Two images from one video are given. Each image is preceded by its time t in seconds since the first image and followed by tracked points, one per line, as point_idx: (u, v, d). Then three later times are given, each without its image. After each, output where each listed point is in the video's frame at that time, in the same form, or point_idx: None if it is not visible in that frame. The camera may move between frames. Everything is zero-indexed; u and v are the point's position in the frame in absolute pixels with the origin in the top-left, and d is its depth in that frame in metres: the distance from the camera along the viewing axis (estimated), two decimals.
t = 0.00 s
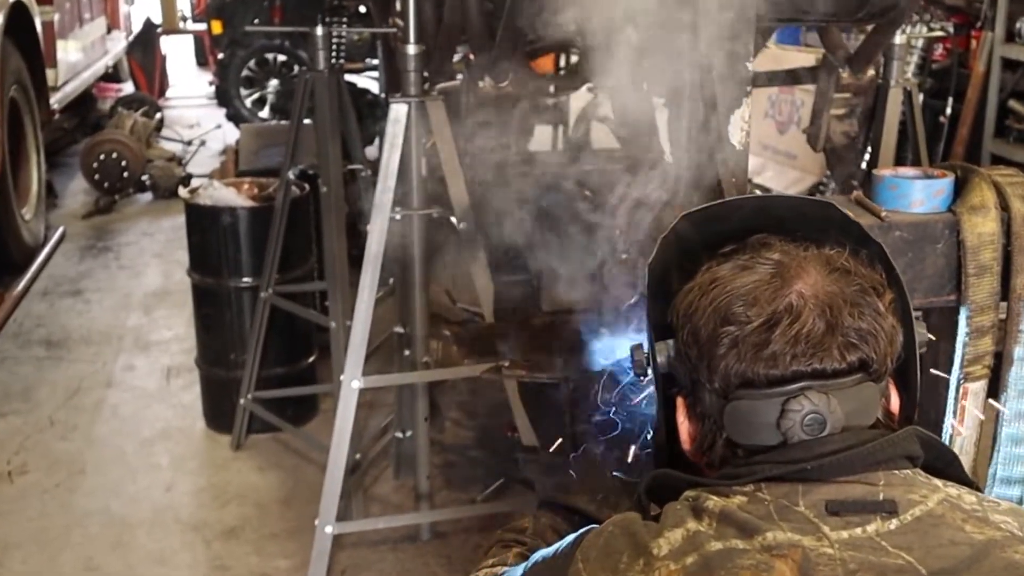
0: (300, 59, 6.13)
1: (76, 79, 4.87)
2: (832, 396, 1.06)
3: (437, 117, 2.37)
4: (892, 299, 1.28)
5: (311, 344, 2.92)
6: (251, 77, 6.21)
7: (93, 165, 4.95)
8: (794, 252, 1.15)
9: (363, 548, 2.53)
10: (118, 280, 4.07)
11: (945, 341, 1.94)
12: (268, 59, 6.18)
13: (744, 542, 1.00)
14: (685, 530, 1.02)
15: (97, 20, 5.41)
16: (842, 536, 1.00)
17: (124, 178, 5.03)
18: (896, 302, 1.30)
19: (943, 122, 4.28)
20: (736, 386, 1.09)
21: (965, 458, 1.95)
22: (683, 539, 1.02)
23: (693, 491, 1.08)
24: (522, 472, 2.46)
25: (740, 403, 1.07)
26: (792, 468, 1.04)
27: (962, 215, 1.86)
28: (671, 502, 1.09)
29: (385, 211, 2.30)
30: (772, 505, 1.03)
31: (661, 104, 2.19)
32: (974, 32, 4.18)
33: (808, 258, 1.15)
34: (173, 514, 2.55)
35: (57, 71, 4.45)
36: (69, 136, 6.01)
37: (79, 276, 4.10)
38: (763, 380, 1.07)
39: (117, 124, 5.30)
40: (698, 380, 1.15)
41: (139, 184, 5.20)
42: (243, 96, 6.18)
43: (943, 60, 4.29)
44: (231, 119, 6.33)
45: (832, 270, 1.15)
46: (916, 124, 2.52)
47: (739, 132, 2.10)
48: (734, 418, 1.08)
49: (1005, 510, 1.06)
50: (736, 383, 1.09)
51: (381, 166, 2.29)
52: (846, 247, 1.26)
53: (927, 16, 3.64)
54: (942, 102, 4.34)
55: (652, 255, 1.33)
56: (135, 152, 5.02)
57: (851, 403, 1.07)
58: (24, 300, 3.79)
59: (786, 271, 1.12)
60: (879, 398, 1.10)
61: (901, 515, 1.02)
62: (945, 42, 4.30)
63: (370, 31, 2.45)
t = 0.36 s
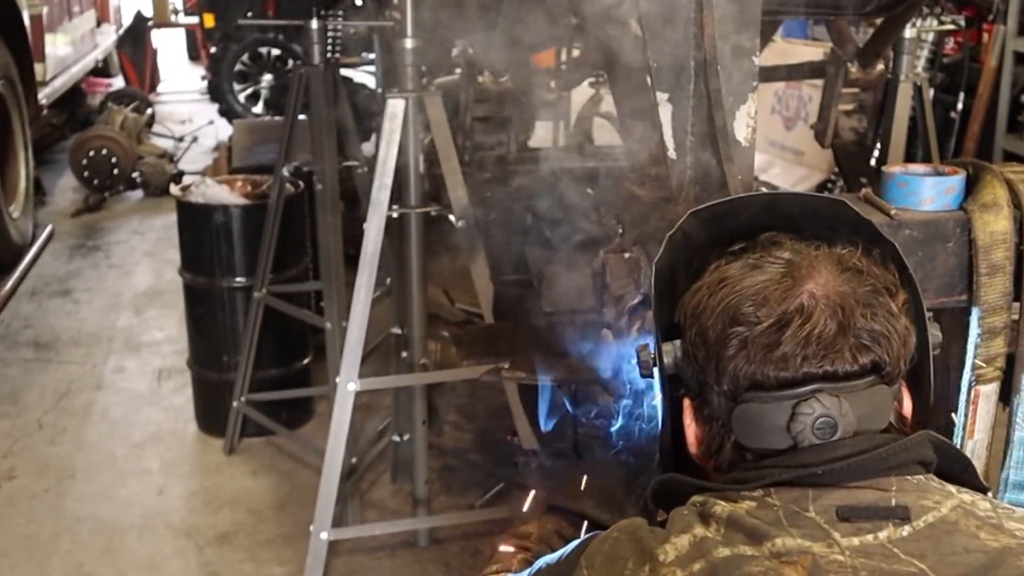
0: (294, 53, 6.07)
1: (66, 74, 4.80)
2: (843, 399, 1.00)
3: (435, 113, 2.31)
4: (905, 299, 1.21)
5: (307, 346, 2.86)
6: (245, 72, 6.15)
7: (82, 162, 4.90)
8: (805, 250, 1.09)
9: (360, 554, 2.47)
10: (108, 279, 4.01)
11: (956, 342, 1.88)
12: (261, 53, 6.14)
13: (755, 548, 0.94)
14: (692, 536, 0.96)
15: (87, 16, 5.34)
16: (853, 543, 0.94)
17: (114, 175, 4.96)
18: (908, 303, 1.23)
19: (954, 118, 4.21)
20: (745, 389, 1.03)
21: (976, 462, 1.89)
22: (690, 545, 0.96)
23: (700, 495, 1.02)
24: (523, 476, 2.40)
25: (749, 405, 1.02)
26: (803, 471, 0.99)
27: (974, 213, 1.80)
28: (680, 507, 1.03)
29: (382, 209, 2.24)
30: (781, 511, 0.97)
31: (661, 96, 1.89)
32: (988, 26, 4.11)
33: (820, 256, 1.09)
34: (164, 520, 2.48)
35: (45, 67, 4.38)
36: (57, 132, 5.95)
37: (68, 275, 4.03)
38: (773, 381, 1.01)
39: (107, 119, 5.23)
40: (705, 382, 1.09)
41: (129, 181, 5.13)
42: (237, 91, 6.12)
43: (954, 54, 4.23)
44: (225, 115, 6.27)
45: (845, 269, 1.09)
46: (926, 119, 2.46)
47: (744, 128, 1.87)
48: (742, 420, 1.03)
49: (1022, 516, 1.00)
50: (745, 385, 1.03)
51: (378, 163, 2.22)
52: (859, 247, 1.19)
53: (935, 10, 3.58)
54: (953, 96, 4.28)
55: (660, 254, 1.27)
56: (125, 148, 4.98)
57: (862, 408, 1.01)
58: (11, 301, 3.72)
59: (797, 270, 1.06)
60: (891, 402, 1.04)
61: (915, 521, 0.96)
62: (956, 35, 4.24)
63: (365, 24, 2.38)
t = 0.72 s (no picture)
0: (295, 54, 6.07)
1: (65, 73, 4.79)
2: (846, 397, 1.00)
3: (435, 113, 2.31)
4: (908, 298, 1.21)
5: (307, 345, 2.86)
6: (246, 72, 6.15)
7: (83, 162, 4.89)
8: (808, 249, 1.09)
9: (360, 554, 2.47)
10: (109, 279, 4.01)
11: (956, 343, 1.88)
12: (262, 54, 6.13)
13: (755, 544, 0.95)
14: (693, 533, 0.97)
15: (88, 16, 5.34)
16: (854, 541, 0.95)
17: (115, 176, 4.96)
18: (912, 302, 1.24)
19: (953, 117, 4.21)
20: (747, 387, 1.03)
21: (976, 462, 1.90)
22: (691, 541, 0.97)
23: (701, 492, 1.03)
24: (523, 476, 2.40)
25: (751, 402, 1.02)
26: (804, 470, 0.98)
27: (972, 213, 1.80)
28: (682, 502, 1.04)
29: (382, 210, 2.24)
30: (782, 508, 0.97)
31: (660, 97, 1.76)
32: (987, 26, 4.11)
33: (823, 254, 1.09)
34: (165, 519, 2.49)
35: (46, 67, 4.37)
36: (59, 132, 5.95)
37: (68, 275, 4.04)
38: (776, 379, 1.01)
39: (107, 120, 5.23)
40: (708, 380, 1.09)
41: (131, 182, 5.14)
42: (237, 91, 6.13)
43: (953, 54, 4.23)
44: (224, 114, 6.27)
45: (848, 268, 1.09)
46: (925, 119, 2.46)
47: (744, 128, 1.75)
48: (744, 418, 1.02)
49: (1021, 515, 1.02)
50: (747, 383, 1.03)
51: (378, 162, 2.23)
52: (862, 246, 1.20)
53: (935, 11, 3.58)
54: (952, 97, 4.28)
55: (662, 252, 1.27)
56: (127, 149, 4.97)
57: (864, 407, 1.01)
58: (11, 301, 3.72)
59: (800, 269, 1.06)
60: (894, 401, 1.04)
61: (916, 520, 0.97)
62: (956, 36, 4.24)
63: (366, 24, 2.39)
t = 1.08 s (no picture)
0: (303, 61, 6.14)
1: (82, 81, 4.90)
2: (841, 395, 1.05)
3: (438, 119, 2.39)
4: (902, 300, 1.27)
5: (313, 344, 2.94)
6: (254, 79, 6.25)
7: (97, 167, 4.98)
8: (807, 250, 1.14)
9: (365, 546, 2.55)
10: (122, 280, 4.10)
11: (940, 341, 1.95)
12: (270, 61, 6.20)
13: (752, 539, 0.99)
14: (692, 527, 1.01)
15: (101, 22, 5.44)
16: (848, 535, 0.98)
17: (128, 180, 5.04)
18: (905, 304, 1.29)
19: (939, 123, 4.30)
20: (746, 384, 1.08)
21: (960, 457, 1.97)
22: (690, 535, 1.01)
23: (700, 488, 1.08)
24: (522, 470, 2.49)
25: (750, 398, 1.07)
26: (800, 466, 1.03)
27: (958, 215, 1.88)
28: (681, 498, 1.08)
29: (386, 212, 2.33)
30: (778, 503, 1.01)
31: (655, 104, 1.75)
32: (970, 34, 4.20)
33: (820, 256, 1.14)
34: (176, 512, 2.57)
35: (61, 73, 4.47)
36: (73, 137, 6.04)
37: (83, 276, 4.12)
38: (774, 376, 1.06)
39: (121, 125, 5.33)
40: (707, 377, 1.14)
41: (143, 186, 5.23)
42: (246, 97, 6.21)
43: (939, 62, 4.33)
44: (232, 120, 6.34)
45: (845, 269, 1.14)
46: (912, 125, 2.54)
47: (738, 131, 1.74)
48: (744, 414, 1.07)
49: (1010, 512, 1.05)
50: (745, 380, 1.08)
51: (383, 167, 2.31)
52: (857, 248, 1.25)
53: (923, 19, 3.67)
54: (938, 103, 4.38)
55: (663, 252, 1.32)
56: (140, 153, 5.04)
57: (859, 405, 1.06)
58: (28, 300, 3.81)
59: (797, 270, 1.11)
60: (887, 399, 1.09)
61: (908, 515, 1.00)
62: (941, 44, 4.35)
63: (371, 33, 2.47)
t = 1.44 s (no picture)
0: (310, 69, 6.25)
1: (97, 88, 4.99)
2: (834, 391, 1.11)
3: (441, 125, 2.48)
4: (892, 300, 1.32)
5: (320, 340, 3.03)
6: (263, 86, 6.35)
7: (111, 171, 5.06)
8: (801, 251, 1.19)
9: (370, 537, 2.64)
10: (135, 280, 4.19)
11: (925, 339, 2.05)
12: (278, 69, 6.34)
13: (746, 531, 1.05)
14: (689, 519, 1.07)
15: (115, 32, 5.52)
16: (840, 527, 1.05)
17: (141, 183, 5.14)
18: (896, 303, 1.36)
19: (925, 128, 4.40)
20: (741, 379, 1.13)
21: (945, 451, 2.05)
22: (687, 527, 1.07)
23: (697, 480, 1.14)
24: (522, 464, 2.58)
25: (745, 392, 1.12)
26: (794, 459, 1.09)
27: (944, 217, 1.97)
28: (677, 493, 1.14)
29: (391, 215, 2.41)
30: (772, 496, 1.08)
31: (650, 108, 1.85)
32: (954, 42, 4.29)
33: (814, 257, 1.19)
34: (188, 504, 2.66)
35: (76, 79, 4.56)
36: (88, 142, 6.14)
37: (97, 276, 4.21)
38: (769, 371, 1.12)
39: (134, 130, 5.43)
40: (705, 372, 1.20)
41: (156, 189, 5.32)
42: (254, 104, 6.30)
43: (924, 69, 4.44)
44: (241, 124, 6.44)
45: (838, 270, 1.19)
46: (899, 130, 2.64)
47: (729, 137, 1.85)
48: (740, 407, 1.13)
49: (994, 507, 1.12)
50: (741, 376, 1.13)
51: (387, 171, 2.40)
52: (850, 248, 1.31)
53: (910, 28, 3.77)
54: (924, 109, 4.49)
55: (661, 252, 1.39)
56: (152, 157, 5.14)
57: (852, 401, 1.12)
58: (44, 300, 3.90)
59: (792, 270, 1.17)
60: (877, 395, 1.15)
61: (897, 509, 1.07)
62: (925, 52, 4.46)
63: (376, 42, 2.56)
